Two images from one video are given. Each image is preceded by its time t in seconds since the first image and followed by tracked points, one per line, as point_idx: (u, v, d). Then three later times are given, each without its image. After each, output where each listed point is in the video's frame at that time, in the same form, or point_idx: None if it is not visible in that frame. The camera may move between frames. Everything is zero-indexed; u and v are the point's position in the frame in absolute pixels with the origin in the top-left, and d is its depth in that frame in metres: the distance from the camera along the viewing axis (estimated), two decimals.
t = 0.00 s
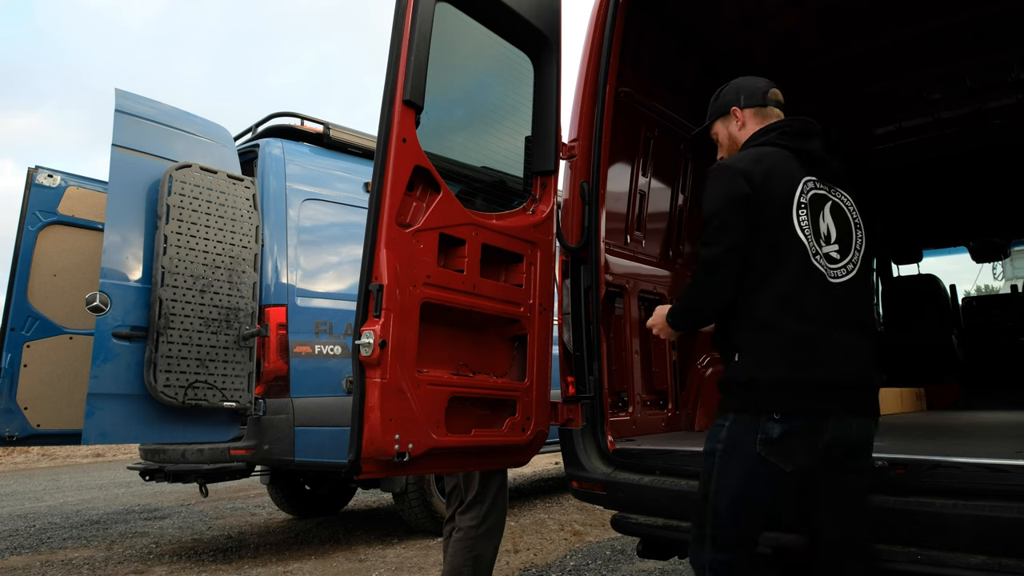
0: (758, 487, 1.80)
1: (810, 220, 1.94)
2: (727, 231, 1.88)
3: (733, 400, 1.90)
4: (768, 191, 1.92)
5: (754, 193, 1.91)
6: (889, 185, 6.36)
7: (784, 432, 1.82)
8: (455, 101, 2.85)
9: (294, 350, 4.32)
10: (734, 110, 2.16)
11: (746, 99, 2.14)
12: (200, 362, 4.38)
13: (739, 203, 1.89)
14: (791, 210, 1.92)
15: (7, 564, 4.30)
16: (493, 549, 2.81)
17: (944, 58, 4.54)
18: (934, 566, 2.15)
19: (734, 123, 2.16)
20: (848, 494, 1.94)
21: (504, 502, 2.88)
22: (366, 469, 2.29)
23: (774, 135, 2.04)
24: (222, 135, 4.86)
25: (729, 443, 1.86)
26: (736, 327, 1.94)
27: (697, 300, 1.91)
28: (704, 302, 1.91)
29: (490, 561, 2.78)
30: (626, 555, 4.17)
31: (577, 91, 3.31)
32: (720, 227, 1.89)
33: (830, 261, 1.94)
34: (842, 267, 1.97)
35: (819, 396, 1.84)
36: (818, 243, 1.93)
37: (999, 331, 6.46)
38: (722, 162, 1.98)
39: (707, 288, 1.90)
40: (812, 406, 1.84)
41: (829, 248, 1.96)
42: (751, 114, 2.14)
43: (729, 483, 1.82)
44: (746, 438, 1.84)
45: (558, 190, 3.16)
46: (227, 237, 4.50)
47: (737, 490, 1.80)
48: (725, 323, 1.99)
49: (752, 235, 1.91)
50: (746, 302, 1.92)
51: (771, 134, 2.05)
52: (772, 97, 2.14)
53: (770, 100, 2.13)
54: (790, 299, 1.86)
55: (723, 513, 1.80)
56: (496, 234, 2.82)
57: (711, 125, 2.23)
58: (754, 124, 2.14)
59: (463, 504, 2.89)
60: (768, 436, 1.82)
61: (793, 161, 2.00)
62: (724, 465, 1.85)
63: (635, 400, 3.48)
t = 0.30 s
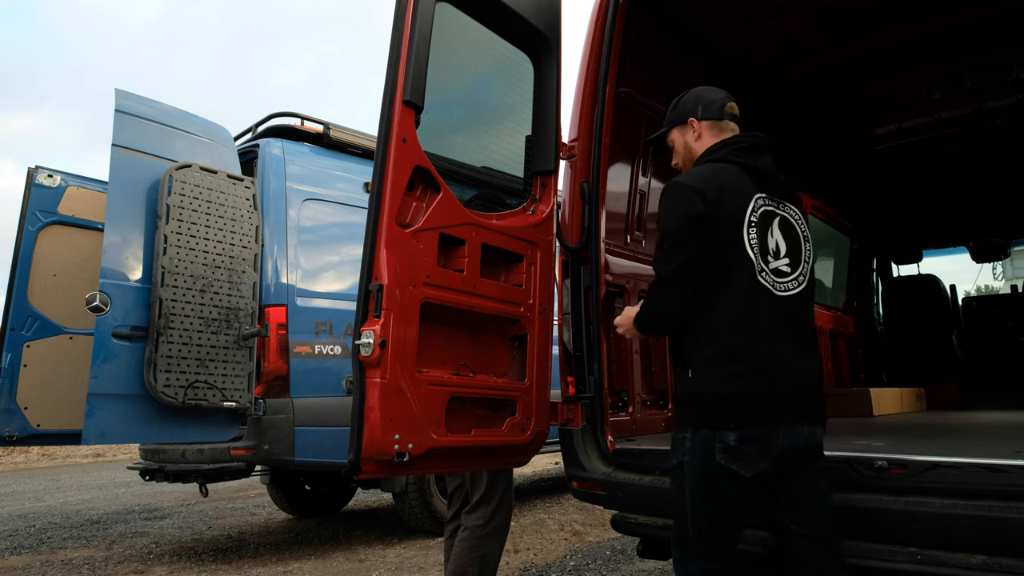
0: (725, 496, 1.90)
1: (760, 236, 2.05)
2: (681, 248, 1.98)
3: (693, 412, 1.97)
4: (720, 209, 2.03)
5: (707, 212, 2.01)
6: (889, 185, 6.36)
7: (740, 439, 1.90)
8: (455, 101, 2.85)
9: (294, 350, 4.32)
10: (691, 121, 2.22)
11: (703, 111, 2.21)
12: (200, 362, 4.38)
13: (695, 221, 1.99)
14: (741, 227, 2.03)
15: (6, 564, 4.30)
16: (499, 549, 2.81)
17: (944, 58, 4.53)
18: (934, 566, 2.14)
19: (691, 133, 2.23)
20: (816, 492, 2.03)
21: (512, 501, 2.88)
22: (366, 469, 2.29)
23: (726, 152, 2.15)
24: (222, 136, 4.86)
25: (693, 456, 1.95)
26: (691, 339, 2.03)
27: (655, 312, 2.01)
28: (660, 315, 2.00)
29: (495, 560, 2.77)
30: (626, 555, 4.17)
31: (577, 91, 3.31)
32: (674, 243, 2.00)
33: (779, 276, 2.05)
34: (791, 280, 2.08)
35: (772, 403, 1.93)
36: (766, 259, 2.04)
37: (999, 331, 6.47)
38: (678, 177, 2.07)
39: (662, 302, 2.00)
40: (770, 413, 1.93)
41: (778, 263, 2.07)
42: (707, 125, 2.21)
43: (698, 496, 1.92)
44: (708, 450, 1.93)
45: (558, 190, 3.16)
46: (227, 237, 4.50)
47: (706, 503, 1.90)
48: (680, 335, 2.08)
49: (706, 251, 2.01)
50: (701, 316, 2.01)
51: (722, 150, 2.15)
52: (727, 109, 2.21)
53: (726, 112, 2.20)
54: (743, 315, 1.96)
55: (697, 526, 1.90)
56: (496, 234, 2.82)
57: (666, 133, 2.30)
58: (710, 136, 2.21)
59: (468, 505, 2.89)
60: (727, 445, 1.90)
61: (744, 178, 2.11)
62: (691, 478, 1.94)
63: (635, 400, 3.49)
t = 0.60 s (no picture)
0: (720, 494, 1.97)
1: (723, 236, 2.14)
2: (651, 254, 2.03)
3: (678, 413, 2.04)
4: (686, 213, 2.09)
5: (676, 216, 2.07)
6: (889, 185, 6.37)
7: (729, 434, 1.98)
8: (456, 101, 2.85)
9: (294, 350, 4.32)
10: (638, 125, 2.32)
11: (649, 115, 2.31)
12: (200, 362, 4.38)
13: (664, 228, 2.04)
14: (707, 228, 2.11)
15: (6, 564, 4.30)
16: (501, 549, 2.81)
17: (944, 58, 4.52)
18: (935, 566, 2.14)
19: (638, 138, 2.33)
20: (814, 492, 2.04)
21: (513, 501, 2.88)
22: (366, 469, 2.29)
23: (681, 155, 2.24)
24: (222, 136, 4.86)
25: (685, 457, 2.02)
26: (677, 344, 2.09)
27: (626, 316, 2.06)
28: (632, 319, 2.06)
29: (497, 560, 2.78)
30: (626, 555, 4.17)
31: (578, 90, 3.30)
32: (644, 250, 2.04)
33: (742, 273, 2.15)
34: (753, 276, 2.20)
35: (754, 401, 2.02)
36: (731, 257, 2.14)
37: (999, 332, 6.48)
38: (641, 184, 2.13)
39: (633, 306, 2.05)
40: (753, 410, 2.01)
41: (741, 260, 2.18)
42: (653, 129, 2.32)
43: (692, 496, 1.99)
44: (700, 450, 2.00)
45: (558, 189, 3.16)
46: (227, 237, 4.50)
47: (701, 503, 1.97)
48: (657, 337, 2.13)
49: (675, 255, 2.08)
50: (674, 320, 2.08)
51: (677, 154, 2.24)
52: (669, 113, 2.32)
53: (669, 116, 2.32)
54: (718, 315, 2.05)
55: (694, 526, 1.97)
56: (496, 234, 2.82)
57: (614, 137, 2.39)
58: (656, 140, 2.32)
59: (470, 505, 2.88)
60: (719, 443, 1.98)
61: (704, 181, 2.19)
62: (686, 479, 2.01)
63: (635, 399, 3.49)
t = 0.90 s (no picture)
0: (715, 491, 2.03)
1: (711, 237, 2.19)
2: (644, 261, 2.04)
3: (675, 414, 2.06)
4: (676, 218, 2.12)
5: (667, 222, 2.09)
6: (889, 185, 6.36)
7: (724, 432, 2.05)
8: (456, 101, 2.85)
9: (294, 350, 4.32)
10: (616, 127, 2.34)
11: (626, 117, 2.33)
12: (200, 362, 4.38)
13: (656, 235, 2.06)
14: (696, 232, 2.15)
15: (6, 564, 4.30)
16: (501, 549, 2.81)
17: (943, 58, 4.52)
18: (935, 565, 2.13)
19: (617, 139, 2.35)
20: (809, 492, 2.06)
21: (512, 501, 2.88)
22: (366, 469, 2.29)
23: (665, 158, 2.26)
24: (222, 136, 4.86)
25: (682, 455, 2.05)
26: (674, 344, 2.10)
27: (620, 325, 2.06)
28: (625, 327, 2.06)
29: (497, 560, 2.78)
30: (626, 555, 4.17)
31: (577, 91, 3.28)
32: (637, 258, 2.05)
33: (729, 272, 2.20)
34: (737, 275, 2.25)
35: (748, 401, 2.09)
36: (719, 258, 2.19)
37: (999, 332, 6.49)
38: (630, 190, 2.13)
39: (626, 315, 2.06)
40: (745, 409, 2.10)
41: (727, 260, 2.22)
42: (631, 130, 2.33)
43: (690, 494, 2.03)
44: (697, 448, 2.04)
45: (558, 189, 3.16)
46: (228, 237, 4.50)
47: (699, 500, 2.02)
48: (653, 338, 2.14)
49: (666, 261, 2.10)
50: (666, 324, 2.11)
51: (661, 157, 2.26)
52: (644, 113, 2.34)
53: (646, 116, 2.34)
54: (711, 317, 2.09)
55: (693, 523, 2.01)
56: (496, 234, 2.82)
57: (593, 141, 2.40)
58: (635, 141, 2.34)
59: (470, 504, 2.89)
60: (716, 442, 2.04)
61: (689, 183, 2.23)
62: (683, 477, 2.05)
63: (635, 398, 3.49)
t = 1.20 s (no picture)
0: (706, 486, 2.08)
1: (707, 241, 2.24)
2: (649, 253, 2.08)
3: (669, 411, 2.09)
4: (679, 216, 2.16)
5: (670, 219, 2.13)
6: (889, 185, 6.36)
7: (716, 429, 2.09)
8: (456, 101, 2.85)
9: (294, 350, 4.32)
10: (618, 131, 2.36)
11: (628, 122, 2.35)
12: (200, 362, 4.38)
13: (661, 230, 2.10)
14: (695, 232, 2.19)
15: (6, 564, 4.30)
16: (501, 549, 2.81)
17: (944, 58, 4.52)
18: (935, 566, 2.13)
19: (619, 144, 2.36)
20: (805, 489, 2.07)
21: (512, 501, 2.88)
22: (366, 469, 2.30)
23: (665, 163, 2.27)
24: (222, 135, 4.86)
25: (677, 453, 2.08)
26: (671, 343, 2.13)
27: (624, 318, 2.09)
28: (629, 319, 2.09)
29: (497, 560, 2.78)
30: (626, 555, 4.17)
31: (578, 90, 3.28)
32: (642, 251, 2.08)
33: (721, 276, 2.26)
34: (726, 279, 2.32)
35: (740, 400, 2.14)
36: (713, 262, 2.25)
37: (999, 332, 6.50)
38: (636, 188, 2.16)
39: (630, 308, 2.09)
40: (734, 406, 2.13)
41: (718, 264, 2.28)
42: (633, 136, 2.35)
43: (685, 492, 2.06)
44: (691, 446, 2.07)
45: (558, 189, 3.16)
46: (228, 236, 4.50)
47: (694, 498, 2.06)
48: (650, 339, 2.16)
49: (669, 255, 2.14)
50: (665, 323, 2.14)
51: (662, 161, 2.27)
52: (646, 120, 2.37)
53: (646, 123, 2.37)
54: (705, 317, 2.14)
55: (689, 521, 2.04)
56: (496, 234, 2.82)
57: (592, 145, 2.41)
58: (637, 145, 2.36)
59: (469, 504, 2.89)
60: (709, 439, 2.08)
61: (688, 189, 2.26)
62: (677, 475, 2.08)
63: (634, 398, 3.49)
